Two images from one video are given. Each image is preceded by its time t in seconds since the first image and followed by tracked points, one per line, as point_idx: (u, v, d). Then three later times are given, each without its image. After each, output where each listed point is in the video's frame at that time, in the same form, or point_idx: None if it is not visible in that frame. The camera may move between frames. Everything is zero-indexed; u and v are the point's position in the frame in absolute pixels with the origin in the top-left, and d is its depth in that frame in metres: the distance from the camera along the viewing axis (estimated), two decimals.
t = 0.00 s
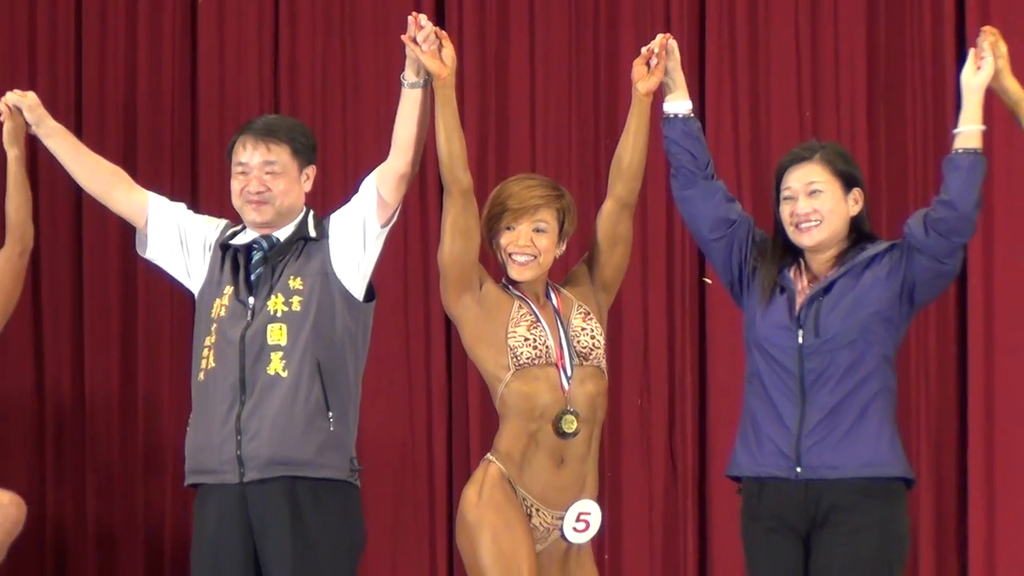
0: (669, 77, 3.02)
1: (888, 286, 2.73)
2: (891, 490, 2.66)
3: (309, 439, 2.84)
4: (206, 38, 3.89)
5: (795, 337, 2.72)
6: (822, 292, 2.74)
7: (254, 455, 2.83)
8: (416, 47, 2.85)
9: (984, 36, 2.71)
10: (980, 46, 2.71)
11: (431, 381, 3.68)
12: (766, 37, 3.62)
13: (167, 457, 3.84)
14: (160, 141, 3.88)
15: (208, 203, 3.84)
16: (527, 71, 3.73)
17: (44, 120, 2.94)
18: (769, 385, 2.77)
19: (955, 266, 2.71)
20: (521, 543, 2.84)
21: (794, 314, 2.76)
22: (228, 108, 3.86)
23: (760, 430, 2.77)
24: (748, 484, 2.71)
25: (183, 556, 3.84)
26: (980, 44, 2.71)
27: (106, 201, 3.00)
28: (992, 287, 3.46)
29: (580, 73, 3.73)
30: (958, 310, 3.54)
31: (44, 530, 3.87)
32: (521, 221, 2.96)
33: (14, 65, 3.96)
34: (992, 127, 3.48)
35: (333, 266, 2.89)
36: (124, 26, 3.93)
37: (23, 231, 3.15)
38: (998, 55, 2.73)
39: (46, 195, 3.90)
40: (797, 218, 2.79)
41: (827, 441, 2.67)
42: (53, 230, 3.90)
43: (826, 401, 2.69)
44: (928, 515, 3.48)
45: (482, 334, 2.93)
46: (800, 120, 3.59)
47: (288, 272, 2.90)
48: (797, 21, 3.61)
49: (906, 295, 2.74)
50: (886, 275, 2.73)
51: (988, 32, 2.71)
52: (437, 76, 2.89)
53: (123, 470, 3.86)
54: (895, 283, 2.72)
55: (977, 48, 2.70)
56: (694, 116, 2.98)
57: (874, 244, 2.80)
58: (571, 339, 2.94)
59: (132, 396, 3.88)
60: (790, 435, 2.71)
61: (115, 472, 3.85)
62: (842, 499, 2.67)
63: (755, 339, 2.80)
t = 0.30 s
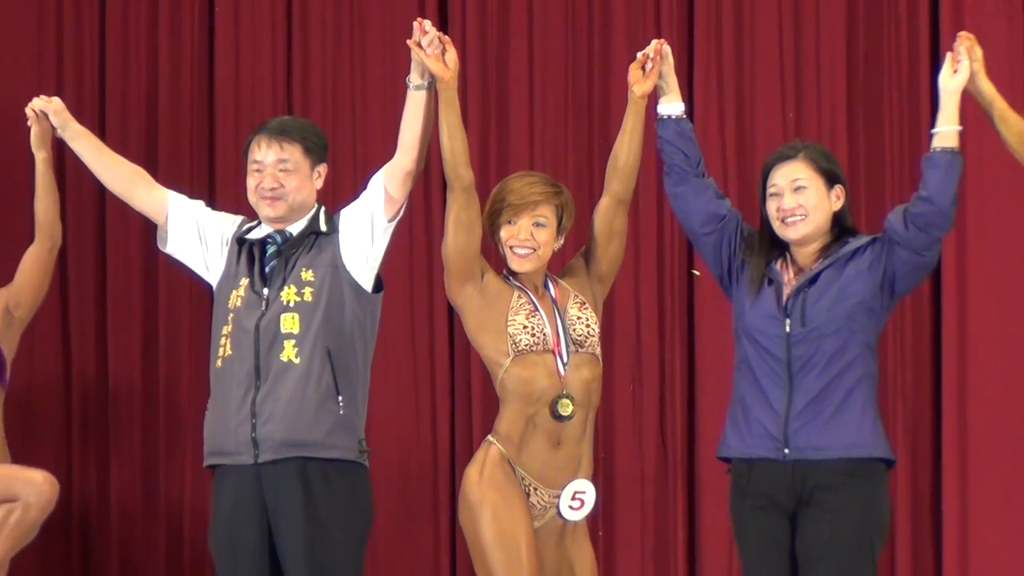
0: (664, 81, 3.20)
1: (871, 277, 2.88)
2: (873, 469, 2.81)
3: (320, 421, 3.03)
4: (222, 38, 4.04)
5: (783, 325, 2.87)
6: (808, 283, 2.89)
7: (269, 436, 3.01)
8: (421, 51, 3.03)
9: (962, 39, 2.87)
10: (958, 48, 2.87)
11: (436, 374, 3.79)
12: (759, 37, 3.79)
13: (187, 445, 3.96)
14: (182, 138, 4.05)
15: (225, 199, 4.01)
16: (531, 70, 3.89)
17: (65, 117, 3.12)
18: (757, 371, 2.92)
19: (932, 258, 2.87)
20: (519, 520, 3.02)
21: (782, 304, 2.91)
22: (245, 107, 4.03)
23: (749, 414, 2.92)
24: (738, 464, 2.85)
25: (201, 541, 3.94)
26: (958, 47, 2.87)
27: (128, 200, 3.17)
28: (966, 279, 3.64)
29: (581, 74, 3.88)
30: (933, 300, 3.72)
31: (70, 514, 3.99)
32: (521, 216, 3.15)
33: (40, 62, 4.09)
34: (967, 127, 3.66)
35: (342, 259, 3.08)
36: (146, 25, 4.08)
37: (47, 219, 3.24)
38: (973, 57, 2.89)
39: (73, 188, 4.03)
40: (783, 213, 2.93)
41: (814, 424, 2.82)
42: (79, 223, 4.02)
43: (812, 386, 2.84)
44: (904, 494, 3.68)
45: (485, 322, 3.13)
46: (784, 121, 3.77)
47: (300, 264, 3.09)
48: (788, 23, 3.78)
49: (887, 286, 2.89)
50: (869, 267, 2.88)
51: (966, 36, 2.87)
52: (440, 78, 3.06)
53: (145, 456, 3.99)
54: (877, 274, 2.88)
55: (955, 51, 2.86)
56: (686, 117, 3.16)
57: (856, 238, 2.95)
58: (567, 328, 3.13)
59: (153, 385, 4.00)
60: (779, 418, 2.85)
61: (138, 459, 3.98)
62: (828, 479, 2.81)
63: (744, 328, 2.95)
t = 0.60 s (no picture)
0: (657, 85, 3.40)
1: (854, 272, 3.06)
2: (854, 452, 2.99)
3: (332, 407, 3.20)
4: (237, 41, 4.21)
5: (770, 317, 3.05)
6: (794, 279, 3.07)
7: (283, 421, 3.19)
8: (424, 57, 3.24)
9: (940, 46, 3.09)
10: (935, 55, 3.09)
11: (446, 363, 3.95)
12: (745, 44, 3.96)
13: (205, 435, 4.07)
14: (200, 137, 4.21)
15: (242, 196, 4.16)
16: (530, 72, 4.04)
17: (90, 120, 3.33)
18: (746, 360, 3.10)
19: (911, 254, 3.05)
20: (517, 500, 3.23)
21: (769, 297, 3.09)
22: (260, 107, 4.19)
23: (739, 401, 3.10)
24: (728, 448, 3.04)
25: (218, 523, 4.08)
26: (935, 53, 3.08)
27: (152, 199, 3.37)
28: (942, 277, 3.79)
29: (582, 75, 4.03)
30: (910, 298, 3.88)
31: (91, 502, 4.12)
32: (520, 213, 3.33)
33: (63, 66, 4.26)
34: (943, 129, 3.82)
35: (353, 254, 3.26)
36: (166, 27, 4.26)
37: (74, 219, 3.42)
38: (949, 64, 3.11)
39: (96, 186, 4.16)
40: (770, 210, 3.12)
41: (800, 410, 3.01)
42: (101, 219, 4.14)
43: (799, 374, 3.02)
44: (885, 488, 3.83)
45: (486, 313, 3.32)
46: (768, 125, 3.95)
47: (312, 259, 3.27)
48: (773, 29, 3.96)
49: (869, 280, 3.07)
50: (852, 262, 3.06)
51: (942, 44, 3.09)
52: (443, 83, 3.27)
53: (165, 446, 4.10)
54: (860, 269, 3.06)
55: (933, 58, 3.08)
56: (678, 120, 3.35)
57: (839, 235, 3.14)
58: (564, 318, 3.32)
59: (172, 377, 4.12)
60: (766, 405, 3.04)
61: (158, 449, 4.08)
62: (813, 462, 2.99)
63: (733, 320, 3.14)
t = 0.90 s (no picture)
0: (650, 89, 3.58)
1: (835, 268, 3.25)
2: (832, 438, 3.19)
3: (341, 396, 3.37)
4: (251, 43, 4.36)
5: (756, 310, 3.25)
6: (779, 273, 3.26)
7: (295, 409, 3.36)
8: (429, 64, 3.38)
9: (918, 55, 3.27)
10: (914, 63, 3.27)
11: (452, 355, 4.09)
12: (728, 46, 4.05)
13: (218, 426, 4.19)
14: (215, 136, 4.37)
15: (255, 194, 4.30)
16: (531, 74, 4.16)
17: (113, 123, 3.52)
18: (732, 351, 3.30)
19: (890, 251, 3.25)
20: (515, 485, 3.41)
21: (755, 291, 3.28)
22: (272, 107, 4.34)
23: (726, 390, 3.29)
24: (716, 434, 3.23)
25: (234, 511, 4.19)
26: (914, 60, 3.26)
27: (171, 198, 3.57)
28: (918, 276, 3.95)
29: (583, 77, 4.16)
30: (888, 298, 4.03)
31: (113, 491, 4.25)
32: (518, 211, 3.52)
33: (85, 70, 4.43)
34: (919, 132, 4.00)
35: (362, 251, 3.43)
36: (183, 29, 4.41)
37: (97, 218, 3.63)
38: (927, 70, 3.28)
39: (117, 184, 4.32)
40: (757, 211, 3.31)
41: (783, 398, 3.20)
42: (122, 217, 4.28)
43: (782, 364, 3.21)
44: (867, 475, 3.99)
45: (487, 306, 3.50)
46: (753, 128, 4.03)
47: (324, 255, 3.45)
48: (758, 32, 4.05)
49: (849, 276, 3.26)
50: (833, 259, 3.25)
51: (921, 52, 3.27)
52: (447, 88, 3.42)
53: (182, 436, 4.23)
54: (841, 266, 3.25)
55: (912, 65, 3.26)
56: (669, 123, 3.54)
57: (822, 233, 3.33)
58: (559, 311, 3.50)
59: (188, 370, 4.25)
60: (752, 393, 3.22)
61: (175, 439, 4.22)
62: (795, 448, 3.18)
63: (721, 313, 3.34)
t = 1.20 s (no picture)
0: (639, 94, 3.74)
1: (816, 263, 3.40)
2: (813, 425, 3.33)
3: (350, 384, 3.54)
4: (263, 47, 4.53)
5: (740, 303, 3.39)
6: (762, 268, 3.42)
7: (306, 398, 3.52)
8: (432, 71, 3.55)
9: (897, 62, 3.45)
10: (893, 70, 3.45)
11: (457, 348, 4.28)
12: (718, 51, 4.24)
13: (233, 414, 4.37)
14: (228, 137, 4.53)
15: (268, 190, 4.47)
16: (533, 78, 4.36)
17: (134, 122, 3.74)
18: (719, 342, 3.45)
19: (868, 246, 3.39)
20: (513, 471, 3.49)
21: (740, 285, 3.43)
22: (283, 109, 4.51)
23: (713, 380, 3.44)
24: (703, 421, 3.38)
25: (248, 497, 4.34)
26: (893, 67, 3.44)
27: (192, 196, 3.78)
28: (896, 274, 4.11)
29: (582, 80, 4.34)
30: (866, 291, 4.21)
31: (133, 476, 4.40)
32: (513, 210, 3.64)
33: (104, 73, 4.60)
34: (898, 135, 4.16)
35: (370, 248, 3.61)
36: (198, 35, 4.58)
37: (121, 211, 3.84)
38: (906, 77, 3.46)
39: (136, 183, 4.49)
40: (741, 209, 3.46)
41: (767, 387, 3.35)
42: (142, 215, 4.44)
43: (766, 354, 3.37)
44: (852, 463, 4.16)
45: (484, 300, 3.62)
46: (739, 131, 4.23)
47: (334, 252, 3.63)
48: (743, 38, 4.25)
49: (829, 270, 3.41)
50: (814, 254, 3.40)
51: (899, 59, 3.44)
52: (450, 94, 3.60)
53: (197, 424, 4.39)
54: (821, 261, 3.40)
55: (890, 72, 3.43)
56: (658, 126, 3.71)
57: (802, 230, 3.49)
58: (554, 305, 3.61)
59: (203, 361, 4.41)
60: (737, 382, 3.37)
61: (191, 428, 4.38)
62: (779, 435, 3.33)
63: (708, 306, 3.49)
